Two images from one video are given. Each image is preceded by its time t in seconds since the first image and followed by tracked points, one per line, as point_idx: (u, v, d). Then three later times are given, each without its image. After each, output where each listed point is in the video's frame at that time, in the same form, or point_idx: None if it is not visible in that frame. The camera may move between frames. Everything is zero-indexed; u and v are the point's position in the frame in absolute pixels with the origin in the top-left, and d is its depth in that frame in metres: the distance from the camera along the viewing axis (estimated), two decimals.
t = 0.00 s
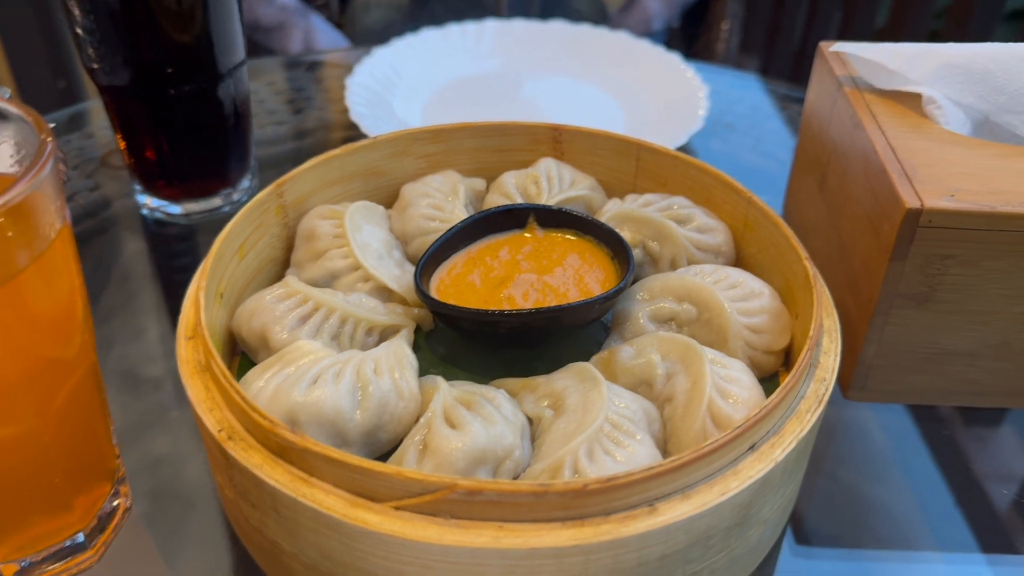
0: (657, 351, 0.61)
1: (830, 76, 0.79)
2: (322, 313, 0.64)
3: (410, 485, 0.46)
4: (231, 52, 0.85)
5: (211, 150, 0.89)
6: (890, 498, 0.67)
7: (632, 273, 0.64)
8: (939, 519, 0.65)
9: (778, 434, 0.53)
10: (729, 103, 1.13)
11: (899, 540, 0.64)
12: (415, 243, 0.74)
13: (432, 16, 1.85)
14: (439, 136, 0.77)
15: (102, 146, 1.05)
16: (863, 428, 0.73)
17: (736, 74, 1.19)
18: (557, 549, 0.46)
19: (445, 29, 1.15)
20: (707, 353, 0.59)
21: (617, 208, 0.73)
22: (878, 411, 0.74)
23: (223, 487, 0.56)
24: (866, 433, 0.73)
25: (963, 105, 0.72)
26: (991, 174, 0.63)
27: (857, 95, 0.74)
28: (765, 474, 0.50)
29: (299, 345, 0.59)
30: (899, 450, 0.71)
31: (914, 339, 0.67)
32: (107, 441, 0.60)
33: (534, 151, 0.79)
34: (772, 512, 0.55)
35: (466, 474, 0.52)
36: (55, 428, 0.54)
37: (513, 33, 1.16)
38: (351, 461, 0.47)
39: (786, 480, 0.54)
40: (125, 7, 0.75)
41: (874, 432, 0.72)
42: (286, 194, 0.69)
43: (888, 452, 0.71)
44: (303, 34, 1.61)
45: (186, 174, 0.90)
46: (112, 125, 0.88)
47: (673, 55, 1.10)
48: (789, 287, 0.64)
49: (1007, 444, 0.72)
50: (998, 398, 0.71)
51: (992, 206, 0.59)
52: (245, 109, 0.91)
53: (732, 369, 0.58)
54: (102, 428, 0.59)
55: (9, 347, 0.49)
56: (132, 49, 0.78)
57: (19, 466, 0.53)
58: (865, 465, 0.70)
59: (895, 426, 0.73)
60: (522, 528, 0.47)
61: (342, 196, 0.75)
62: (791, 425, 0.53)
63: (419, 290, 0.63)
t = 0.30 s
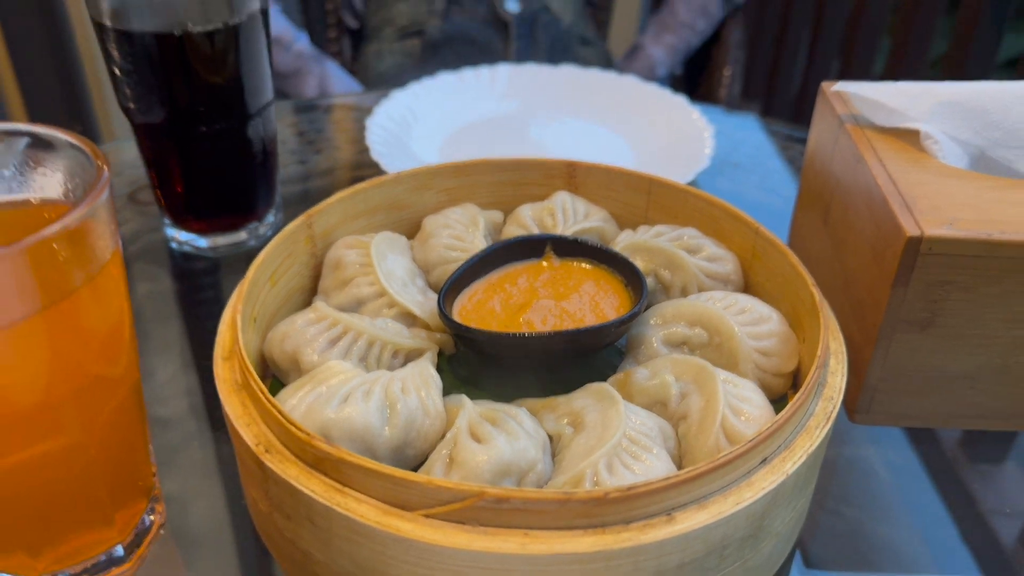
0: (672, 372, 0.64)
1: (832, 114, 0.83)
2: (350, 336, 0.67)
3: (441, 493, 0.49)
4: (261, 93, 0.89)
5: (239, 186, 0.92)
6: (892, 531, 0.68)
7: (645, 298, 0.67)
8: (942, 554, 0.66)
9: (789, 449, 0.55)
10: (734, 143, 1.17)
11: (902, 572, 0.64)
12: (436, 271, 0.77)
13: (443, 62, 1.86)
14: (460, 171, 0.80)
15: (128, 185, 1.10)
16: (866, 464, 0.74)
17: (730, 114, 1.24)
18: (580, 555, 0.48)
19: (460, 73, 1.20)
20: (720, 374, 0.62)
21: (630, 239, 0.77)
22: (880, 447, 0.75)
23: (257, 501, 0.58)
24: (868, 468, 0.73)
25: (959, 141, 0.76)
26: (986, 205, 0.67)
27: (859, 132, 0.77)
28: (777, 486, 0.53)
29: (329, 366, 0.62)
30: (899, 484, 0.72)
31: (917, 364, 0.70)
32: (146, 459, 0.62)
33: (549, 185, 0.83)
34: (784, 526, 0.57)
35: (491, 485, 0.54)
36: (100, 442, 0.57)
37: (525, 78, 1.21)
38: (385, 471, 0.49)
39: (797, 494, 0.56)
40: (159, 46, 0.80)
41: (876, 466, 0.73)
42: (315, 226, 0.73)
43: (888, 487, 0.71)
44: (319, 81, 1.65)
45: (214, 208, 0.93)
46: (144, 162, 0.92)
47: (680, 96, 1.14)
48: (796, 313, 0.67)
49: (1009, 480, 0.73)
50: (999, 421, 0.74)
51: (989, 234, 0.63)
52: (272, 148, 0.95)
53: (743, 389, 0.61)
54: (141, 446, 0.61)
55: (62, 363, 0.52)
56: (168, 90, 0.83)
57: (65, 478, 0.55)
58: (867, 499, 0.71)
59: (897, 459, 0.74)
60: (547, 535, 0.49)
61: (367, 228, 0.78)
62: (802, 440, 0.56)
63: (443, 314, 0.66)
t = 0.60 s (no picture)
0: (669, 416, 0.71)
1: (809, 186, 0.90)
2: (380, 384, 0.75)
3: (465, 516, 0.56)
4: (296, 168, 0.98)
5: (275, 256, 1.00)
6: None
7: (644, 350, 0.75)
8: None
9: (772, 481, 0.62)
10: (727, 214, 1.26)
11: None
12: (455, 326, 0.84)
13: (455, 138, 2.05)
14: (475, 237, 0.90)
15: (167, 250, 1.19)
16: (871, 528, 0.78)
17: (728, 187, 1.34)
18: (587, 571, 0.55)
19: (473, 149, 1.30)
20: (711, 417, 0.69)
21: (631, 297, 0.85)
22: (884, 511, 0.80)
23: (297, 528, 0.65)
24: (873, 532, 0.78)
25: (926, 211, 0.83)
26: (948, 266, 0.74)
27: (836, 202, 0.85)
28: (762, 513, 0.59)
29: (361, 410, 0.69)
30: (903, 544, 0.76)
31: (891, 409, 0.77)
32: (198, 494, 0.69)
33: (556, 250, 0.91)
34: (770, 553, 0.63)
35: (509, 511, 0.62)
36: (162, 476, 0.64)
37: (533, 154, 1.31)
38: (416, 496, 0.56)
39: (782, 523, 0.63)
40: (205, 127, 0.90)
41: (880, 529, 0.78)
42: (347, 285, 0.81)
43: (891, 549, 0.76)
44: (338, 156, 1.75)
45: (251, 271, 1.00)
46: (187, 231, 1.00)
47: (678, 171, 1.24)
48: (780, 363, 0.75)
49: (1006, 540, 0.79)
50: (971, 463, 0.80)
51: (951, 290, 0.70)
52: (305, 219, 1.03)
53: (732, 430, 0.68)
54: (195, 482, 0.68)
55: (135, 403, 0.60)
56: (212, 164, 0.93)
57: (131, 507, 0.63)
58: (874, 562, 0.75)
59: (898, 522, 0.79)
60: (558, 554, 0.56)
61: (392, 288, 0.87)
62: (785, 473, 0.62)
63: (463, 363, 0.75)
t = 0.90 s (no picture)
0: (682, 454, 0.76)
1: (808, 241, 0.95)
2: (412, 423, 0.80)
3: (496, 542, 0.61)
4: (329, 224, 1.05)
5: (308, 306, 1.05)
6: None
7: (656, 391, 0.81)
8: None
9: (779, 511, 0.66)
10: (731, 267, 1.33)
11: None
12: (479, 370, 0.89)
13: (468, 197, 2.12)
14: (496, 288, 0.96)
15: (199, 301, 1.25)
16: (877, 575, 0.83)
17: (732, 243, 1.41)
18: None
19: (489, 207, 1.37)
20: (721, 454, 0.74)
21: (643, 343, 0.90)
22: (891, 561, 0.85)
23: (337, 557, 0.70)
24: None
25: (918, 262, 0.89)
26: (940, 313, 0.80)
27: (834, 256, 0.90)
28: (770, 541, 0.64)
29: (395, 447, 0.75)
30: None
31: (891, 448, 0.82)
32: (245, 526, 0.74)
33: (572, 300, 0.98)
34: None
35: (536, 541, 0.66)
36: (216, 507, 0.69)
37: (547, 212, 1.38)
38: (450, 524, 0.61)
39: (789, 551, 0.67)
40: (247, 186, 0.98)
41: None
42: (379, 332, 0.87)
43: None
44: (357, 214, 1.80)
45: (284, 321, 1.05)
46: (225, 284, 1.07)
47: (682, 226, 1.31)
48: (785, 405, 0.80)
49: None
50: (970, 500, 0.84)
51: (944, 336, 0.76)
52: (336, 272, 1.09)
53: (741, 465, 0.73)
54: (243, 514, 0.73)
55: (195, 438, 0.66)
56: (252, 222, 1.00)
57: (187, 536, 0.68)
58: None
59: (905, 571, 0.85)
60: None
61: (419, 336, 0.92)
62: (790, 504, 0.67)
63: (489, 404, 0.80)
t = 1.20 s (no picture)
0: (679, 513, 0.79)
1: (799, 304, 0.98)
2: (420, 483, 0.83)
3: None
4: (341, 292, 1.11)
5: (320, 370, 1.10)
6: None
7: (654, 452, 0.84)
8: None
9: (769, 567, 0.70)
10: (728, 330, 1.37)
11: None
12: (484, 432, 0.93)
13: (473, 262, 2.19)
14: (500, 352, 1.00)
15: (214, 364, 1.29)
16: None
17: (730, 307, 1.46)
18: None
19: (494, 272, 1.43)
20: (716, 512, 0.77)
21: (642, 405, 0.94)
22: None
23: None
24: None
25: (903, 327, 0.91)
26: (922, 376, 0.83)
27: (822, 321, 0.94)
28: None
29: (404, 506, 0.78)
30: None
31: (879, 507, 0.85)
32: None
33: (573, 363, 1.02)
34: None
35: None
36: (235, 563, 0.73)
37: (550, 277, 1.44)
38: None
39: None
40: (265, 256, 1.04)
41: None
42: (389, 395, 0.91)
43: None
44: (366, 278, 1.87)
45: (297, 385, 1.09)
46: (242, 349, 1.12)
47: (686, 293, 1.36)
48: (777, 465, 0.83)
49: None
50: (958, 559, 0.87)
51: (924, 398, 0.79)
52: (347, 337, 1.14)
53: (734, 523, 0.76)
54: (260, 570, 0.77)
55: (216, 497, 0.70)
56: (269, 290, 1.05)
57: None
58: None
59: None
60: None
61: (427, 398, 0.96)
62: (780, 561, 0.70)
63: (493, 464, 0.84)
